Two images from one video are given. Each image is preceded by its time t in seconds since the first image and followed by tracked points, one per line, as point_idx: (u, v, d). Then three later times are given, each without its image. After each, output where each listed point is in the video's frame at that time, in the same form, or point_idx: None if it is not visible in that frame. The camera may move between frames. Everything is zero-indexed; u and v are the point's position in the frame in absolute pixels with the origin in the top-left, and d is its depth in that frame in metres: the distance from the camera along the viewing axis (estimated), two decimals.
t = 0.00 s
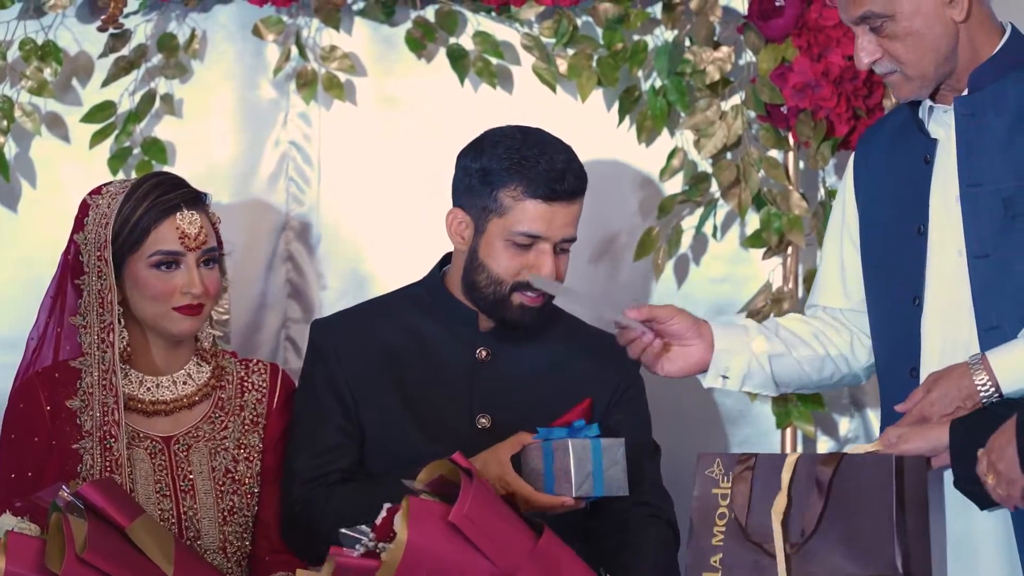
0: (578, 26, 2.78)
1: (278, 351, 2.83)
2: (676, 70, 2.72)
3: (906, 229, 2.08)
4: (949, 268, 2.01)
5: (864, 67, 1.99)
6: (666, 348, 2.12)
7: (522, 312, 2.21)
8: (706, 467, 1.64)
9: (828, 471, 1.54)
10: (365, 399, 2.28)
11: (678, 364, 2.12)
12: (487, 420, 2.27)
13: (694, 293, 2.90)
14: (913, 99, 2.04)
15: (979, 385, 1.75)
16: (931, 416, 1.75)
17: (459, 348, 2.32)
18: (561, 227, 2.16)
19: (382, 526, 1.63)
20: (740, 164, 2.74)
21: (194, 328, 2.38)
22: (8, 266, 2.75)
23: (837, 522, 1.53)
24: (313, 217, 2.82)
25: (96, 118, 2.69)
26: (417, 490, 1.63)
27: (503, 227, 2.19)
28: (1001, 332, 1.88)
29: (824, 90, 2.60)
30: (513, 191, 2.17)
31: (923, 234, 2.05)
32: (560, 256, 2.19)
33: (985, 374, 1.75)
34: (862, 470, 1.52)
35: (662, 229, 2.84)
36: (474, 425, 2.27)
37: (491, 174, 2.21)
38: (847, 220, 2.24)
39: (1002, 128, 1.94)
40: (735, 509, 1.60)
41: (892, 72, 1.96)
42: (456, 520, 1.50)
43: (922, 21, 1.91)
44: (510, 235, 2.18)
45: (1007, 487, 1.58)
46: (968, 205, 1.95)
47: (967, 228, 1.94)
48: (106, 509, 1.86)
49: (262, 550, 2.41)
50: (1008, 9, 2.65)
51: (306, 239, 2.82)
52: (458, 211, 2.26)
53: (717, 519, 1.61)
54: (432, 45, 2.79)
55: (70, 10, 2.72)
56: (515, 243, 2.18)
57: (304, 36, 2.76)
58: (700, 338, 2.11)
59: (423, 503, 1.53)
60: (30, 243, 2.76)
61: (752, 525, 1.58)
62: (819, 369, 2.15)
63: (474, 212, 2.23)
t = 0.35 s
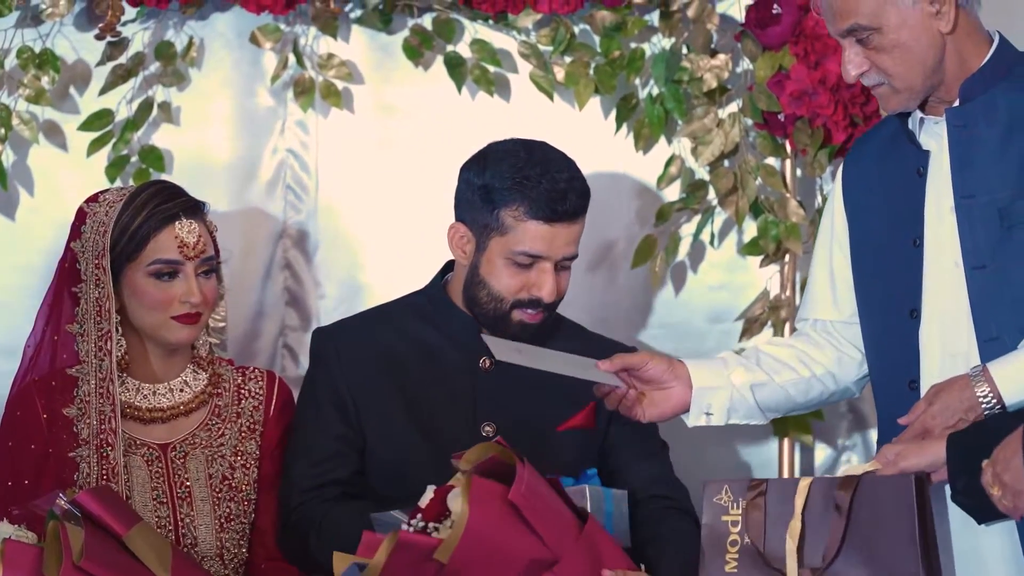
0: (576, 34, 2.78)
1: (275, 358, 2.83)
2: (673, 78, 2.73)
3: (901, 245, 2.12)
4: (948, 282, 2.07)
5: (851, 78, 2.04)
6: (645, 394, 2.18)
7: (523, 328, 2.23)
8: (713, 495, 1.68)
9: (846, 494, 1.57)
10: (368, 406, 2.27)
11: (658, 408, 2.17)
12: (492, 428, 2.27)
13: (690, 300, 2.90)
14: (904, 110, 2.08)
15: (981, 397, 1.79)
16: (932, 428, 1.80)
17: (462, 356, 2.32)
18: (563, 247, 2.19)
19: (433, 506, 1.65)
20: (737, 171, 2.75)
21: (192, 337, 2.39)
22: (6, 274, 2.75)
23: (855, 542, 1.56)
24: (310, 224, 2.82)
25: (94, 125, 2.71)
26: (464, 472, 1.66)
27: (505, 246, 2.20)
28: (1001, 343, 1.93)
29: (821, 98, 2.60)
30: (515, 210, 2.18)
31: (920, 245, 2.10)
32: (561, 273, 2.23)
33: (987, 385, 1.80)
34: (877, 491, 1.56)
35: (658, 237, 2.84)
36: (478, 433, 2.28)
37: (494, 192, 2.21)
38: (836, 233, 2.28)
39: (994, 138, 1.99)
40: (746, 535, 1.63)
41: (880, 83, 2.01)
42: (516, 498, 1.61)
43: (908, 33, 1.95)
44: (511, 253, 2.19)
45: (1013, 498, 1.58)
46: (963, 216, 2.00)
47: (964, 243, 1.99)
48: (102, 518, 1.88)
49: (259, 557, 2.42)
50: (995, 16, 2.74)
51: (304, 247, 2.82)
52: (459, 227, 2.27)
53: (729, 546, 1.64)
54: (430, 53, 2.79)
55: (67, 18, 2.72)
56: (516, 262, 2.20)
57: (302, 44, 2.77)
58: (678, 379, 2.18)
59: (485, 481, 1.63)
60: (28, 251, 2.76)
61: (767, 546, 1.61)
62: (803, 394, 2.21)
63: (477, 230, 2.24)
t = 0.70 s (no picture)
0: (580, 35, 2.78)
1: (280, 359, 2.84)
2: (677, 79, 2.72)
3: (901, 247, 2.15)
4: (946, 285, 2.08)
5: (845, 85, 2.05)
6: (646, 419, 2.21)
7: (522, 340, 2.24)
8: (740, 518, 1.69)
9: (877, 508, 1.58)
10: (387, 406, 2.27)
11: (661, 431, 2.21)
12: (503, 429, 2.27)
13: (695, 300, 2.90)
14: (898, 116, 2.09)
15: (988, 400, 1.83)
16: (940, 432, 1.83)
17: (470, 361, 2.33)
18: (556, 262, 2.17)
19: (467, 464, 1.65)
20: (742, 172, 2.75)
21: (198, 340, 2.39)
22: (11, 275, 2.75)
23: (889, 556, 1.56)
24: (315, 225, 2.82)
25: (98, 127, 2.70)
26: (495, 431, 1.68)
27: (497, 263, 2.19)
28: (1005, 346, 1.97)
29: (826, 99, 2.60)
30: (505, 230, 2.16)
31: (918, 250, 2.12)
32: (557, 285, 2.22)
33: (994, 388, 1.83)
34: (908, 503, 1.57)
35: (663, 237, 2.84)
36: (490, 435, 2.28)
37: (484, 211, 2.18)
38: (832, 237, 2.29)
39: (991, 138, 2.04)
40: (779, 555, 1.64)
41: (873, 90, 2.02)
42: (555, 450, 1.62)
43: (900, 38, 1.96)
44: (504, 272, 2.18)
45: None
46: (964, 217, 2.05)
47: (965, 243, 2.03)
48: (108, 519, 1.90)
49: (265, 558, 2.44)
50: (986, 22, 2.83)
51: (309, 249, 2.83)
52: (453, 240, 2.26)
53: (761, 568, 1.66)
54: (434, 54, 2.79)
55: (72, 20, 2.72)
56: (511, 279, 2.19)
57: (306, 45, 2.77)
58: (679, 403, 2.20)
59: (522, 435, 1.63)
60: (33, 253, 2.76)
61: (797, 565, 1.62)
62: (806, 405, 2.25)
63: (472, 245, 2.22)
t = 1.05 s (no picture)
0: (591, 35, 2.77)
1: (291, 359, 2.84)
2: (689, 78, 2.72)
3: (910, 252, 2.14)
4: (960, 285, 2.08)
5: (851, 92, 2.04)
6: (655, 429, 2.16)
7: (537, 336, 2.24)
8: (762, 541, 1.68)
9: (897, 527, 1.61)
10: (427, 392, 2.27)
11: (671, 441, 2.16)
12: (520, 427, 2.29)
13: (706, 300, 2.89)
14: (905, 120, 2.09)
15: (1007, 399, 1.83)
16: (959, 433, 1.83)
17: (492, 359, 2.33)
18: (561, 258, 2.16)
19: (498, 438, 1.66)
20: (753, 172, 2.75)
21: (211, 340, 2.39)
22: (22, 274, 2.75)
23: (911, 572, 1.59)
24: (326, 225, 2.82)
25: (110, 127, 2.70)
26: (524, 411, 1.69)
27: (501, 268, 2.18)
28: (1020, 346, 1.98)
29: (837, 98, 2.59)
30: (504, 234, 2.15)
31: (927, 253, 2.11)
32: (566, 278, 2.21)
33: (1012, 387, 1.83)
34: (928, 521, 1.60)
35: (675, 236, 2.84)
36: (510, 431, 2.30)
37: (481, 215, 2.17)
38: (836, 246, 2.29)
39: (1002, 136, 2.05)
40: None
41: (880, 95, 2.01)
42: (586, 427, 1.65)
43: (905, 43, 1.96)
44: (511, 275, 2.17)
45: None
46: (974, 218, 2.05)
47: (977, 245, 2.04)
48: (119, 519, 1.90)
49: (277, 557, 2.45)
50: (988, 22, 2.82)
51: (321, 248, 2.83)
52: (457, 248, 2.25)
53: None
54: (445, 53, 2.79)
55: (84, 19, 2.72)
56: (516, 280, 2.18)
57: (318, 45, 2.77)
58: (687, 411, 2.17)
59: (555, 411, 1.64)
60: (43, 253, 2.76)
61: None
62: (815, 411, 2.25)
63: (472, 251, 2.21)
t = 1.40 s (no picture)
0: (593, 39, 2.77)
1: (291, 363, 2.84)
2: (690, 83, 2.73)
3: (912, 262, 2.14)
4: (960, 292, 2.09)
5: (848, 97, 2.03)
6: (657, 438, 2.19)
7: (544, 338, 2.24)
8: (774, 550, 1.73)
9: (902, 534, 1.61)
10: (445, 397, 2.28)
11: (673, 450, 2.18)
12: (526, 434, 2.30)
13: (707, 305, 2.89)
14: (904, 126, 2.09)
15: (1005, 408, 1.83)
16: (959, 442, 1.84)
17: (507, 368, 2.33)
18: (560, 256, 2.16)
19: (498, 454, 1.68)
20: (754, 177, 2.75)
21: (212, 346, 2.38)
22: (22, 278, 2.75)
23: None
24: (327, 230, 2.82)
25: (111, 130, 2.70)
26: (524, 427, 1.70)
27: (503, 271, 2.18)
28: (1020, 353, 1.99)
29: (838, 104, 2.58)
30: (502, 236, 2.16)
31: (930, 261, 2.12)
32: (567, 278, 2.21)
33: (1011, 397, 1.83)
34: (933, 528, 1.59)
35: (675, 241, 2.84)
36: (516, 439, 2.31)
37: (478, 218, 2.17)
38: (840, 250, 2.29)
39: (1002, 142, 2.06)
40: None
41: (878, 100, 2.01)
42: (586, 445, 1.65)
43: (902, 49, 1.96)
44: (512, 277, 2.18)
45: None
46: (973, 225, 2.06)
47: (976, 252, 2.05)
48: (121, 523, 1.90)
49: (278, 561, 2.44)
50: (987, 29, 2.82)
51: (323, 252, 2.83)
52: (458, 255, 2.26)
53: None
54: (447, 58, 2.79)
55: (85, 23, 2.72)
56: (518, 282, 2.19)
57: (319, 49, 2.77)
58: (689, 420, 2.18)
59: (554, 429, 1.65)
60: (44, 257, 2.76)
61: None
62: (818, 419, 2.25)
63: (474, 256, 2.22)
